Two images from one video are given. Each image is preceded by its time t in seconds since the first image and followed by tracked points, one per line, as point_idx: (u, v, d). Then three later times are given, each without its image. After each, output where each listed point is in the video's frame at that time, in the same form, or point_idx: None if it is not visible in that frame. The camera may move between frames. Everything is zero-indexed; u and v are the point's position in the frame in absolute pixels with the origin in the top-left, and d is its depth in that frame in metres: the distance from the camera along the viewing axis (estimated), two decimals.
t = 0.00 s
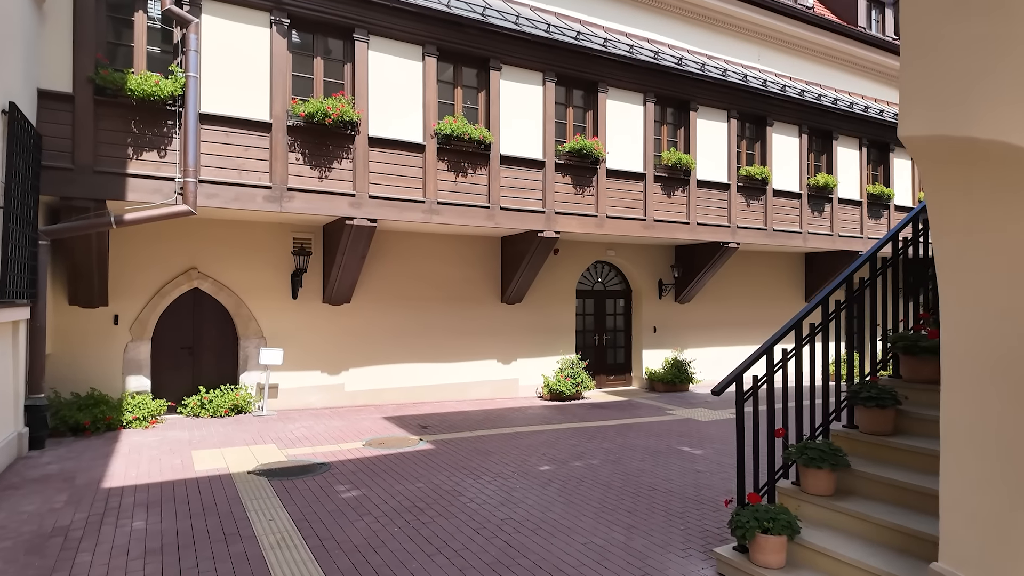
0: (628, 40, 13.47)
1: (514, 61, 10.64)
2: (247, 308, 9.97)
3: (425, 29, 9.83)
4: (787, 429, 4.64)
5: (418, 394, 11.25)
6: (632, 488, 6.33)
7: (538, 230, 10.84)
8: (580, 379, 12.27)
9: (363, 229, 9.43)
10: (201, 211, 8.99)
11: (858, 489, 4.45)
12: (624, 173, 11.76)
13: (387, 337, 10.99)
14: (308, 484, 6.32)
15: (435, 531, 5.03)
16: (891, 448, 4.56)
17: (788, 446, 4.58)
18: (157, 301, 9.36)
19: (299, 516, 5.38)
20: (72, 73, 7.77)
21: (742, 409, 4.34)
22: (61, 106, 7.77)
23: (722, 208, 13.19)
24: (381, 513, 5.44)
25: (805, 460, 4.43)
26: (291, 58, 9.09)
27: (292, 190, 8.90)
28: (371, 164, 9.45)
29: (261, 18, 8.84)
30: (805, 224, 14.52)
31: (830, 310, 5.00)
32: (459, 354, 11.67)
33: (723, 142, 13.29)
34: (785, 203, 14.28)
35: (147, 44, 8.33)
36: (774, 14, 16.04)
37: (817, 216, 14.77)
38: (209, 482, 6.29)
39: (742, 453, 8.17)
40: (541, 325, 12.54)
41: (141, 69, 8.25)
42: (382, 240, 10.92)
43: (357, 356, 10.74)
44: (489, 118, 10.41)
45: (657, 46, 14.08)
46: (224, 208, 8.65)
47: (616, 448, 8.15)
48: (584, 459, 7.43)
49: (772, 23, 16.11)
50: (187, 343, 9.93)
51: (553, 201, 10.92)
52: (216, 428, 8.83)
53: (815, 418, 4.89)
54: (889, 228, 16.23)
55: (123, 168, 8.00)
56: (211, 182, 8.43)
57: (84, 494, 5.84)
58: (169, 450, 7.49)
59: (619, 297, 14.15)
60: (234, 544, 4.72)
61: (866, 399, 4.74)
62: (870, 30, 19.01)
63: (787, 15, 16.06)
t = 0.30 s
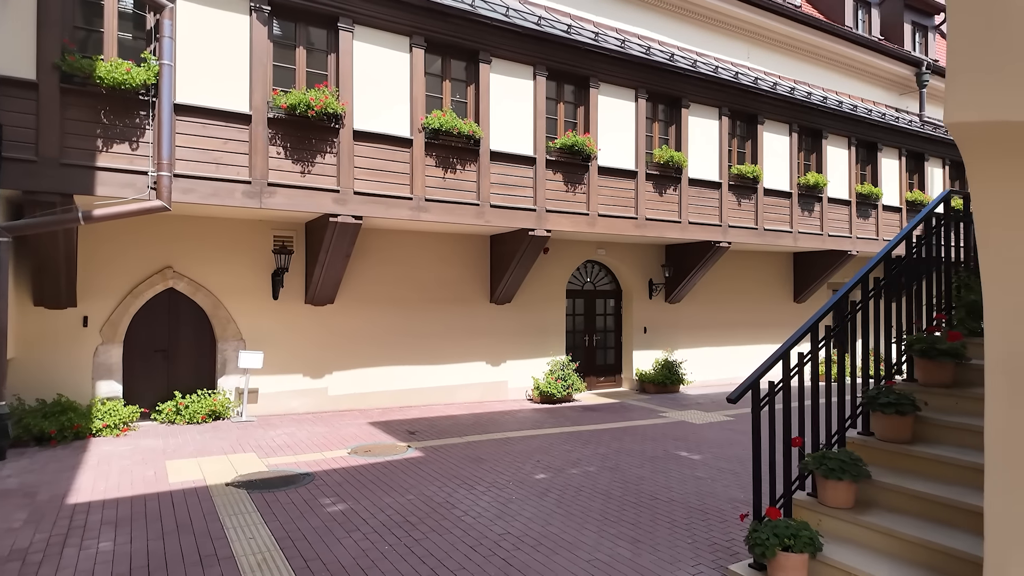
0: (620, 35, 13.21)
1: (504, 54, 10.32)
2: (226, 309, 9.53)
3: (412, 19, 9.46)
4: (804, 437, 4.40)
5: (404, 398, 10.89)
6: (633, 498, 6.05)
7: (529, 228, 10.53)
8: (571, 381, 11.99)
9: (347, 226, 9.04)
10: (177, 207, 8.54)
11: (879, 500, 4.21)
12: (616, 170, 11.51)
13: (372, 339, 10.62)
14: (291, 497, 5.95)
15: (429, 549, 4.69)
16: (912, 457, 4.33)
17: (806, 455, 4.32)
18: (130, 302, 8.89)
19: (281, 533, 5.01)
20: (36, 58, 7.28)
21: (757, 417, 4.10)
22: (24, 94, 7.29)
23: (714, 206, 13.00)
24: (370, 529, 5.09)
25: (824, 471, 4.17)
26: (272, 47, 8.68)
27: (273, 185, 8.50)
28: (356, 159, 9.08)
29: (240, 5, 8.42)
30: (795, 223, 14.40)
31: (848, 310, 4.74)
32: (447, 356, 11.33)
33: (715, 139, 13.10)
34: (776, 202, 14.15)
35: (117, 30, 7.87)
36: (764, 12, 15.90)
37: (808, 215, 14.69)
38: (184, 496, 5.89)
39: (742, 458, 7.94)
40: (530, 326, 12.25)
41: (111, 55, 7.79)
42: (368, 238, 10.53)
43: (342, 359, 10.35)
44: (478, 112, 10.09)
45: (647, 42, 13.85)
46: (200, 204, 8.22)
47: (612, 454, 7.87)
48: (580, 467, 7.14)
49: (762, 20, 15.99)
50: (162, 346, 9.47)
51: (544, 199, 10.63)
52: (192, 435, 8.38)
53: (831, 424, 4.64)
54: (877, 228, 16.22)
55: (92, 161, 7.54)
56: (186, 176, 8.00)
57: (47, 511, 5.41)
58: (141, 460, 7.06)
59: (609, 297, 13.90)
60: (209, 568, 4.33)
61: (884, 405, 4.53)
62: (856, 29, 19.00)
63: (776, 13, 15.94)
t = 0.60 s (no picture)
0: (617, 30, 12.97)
1: (501, 48, 10.03)
2: (212, 309, 9.16)
3: (407, 10, 9.14)
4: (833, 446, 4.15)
5: (398, 401, 10.56)
6: (643, 509, 5.78)
7: (527, 227, 10.24)
8: (568, 384, 11.73)
9: (340, 224, 8.71)
10: (160, 204, 8.17)
11: (911, 514, 3.96)
12: (615, 168, 11.26)
13: (364, 341, 10.28)
14: (282, 509, 5.62)
15: (434, 567, 4.38)
16: (946, 467, 4.08)
17: (835, 465, 4.07)
18: (111, 303, 8.50)
19: (273, 550, 4.67)
20: (9, 45, 6.88)
21: (787, 423, 3.87)
22: None
23: (712, 206, 12.80)
24: (368, 545, 4.77)
25: (856, 483, 3.91)
26: (261, 37, 8.32)
27: (262, 181, 8.14)
28: (349, 154, 8.75)
29: None
30: (793, 222, 14.25)
31: (876, 312, 4.48)
32: (441, 358, 11.01)
33: (713, 138, 12.90)
34: (774, 201, 13.99)
35: (98, 16, 7.48)
36: (761, 10, 15.75)
37: (805, 214, 14.55)
38: (168, 509, 5.53)
39: (748, 464, 7.72)
40: (526, 327, 11.96)
41: (91, 43, 7.40)
42: (360, 236, 10.20)
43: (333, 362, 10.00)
44: (474, 107, 9.79)
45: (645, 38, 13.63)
46: (186, 200, 7.85)
47: (616, 459, 7.61)
48: (585, 475, 6.87)
49: (759, 18, 15.83)
50: (145, 348, 9.07)
51: (542, 197, 10.35)
52: (176, 442, 8.01)
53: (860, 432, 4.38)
54: (873, 228, 16.14)
55: (71, 154, 7.15)
56: (171, 171, 7.62)
57: (19, 527, 5.04)
58: (123, 470, 6.68)
59: (605, 297, 13.64)
60: None
61: (914, 412, 4.26)
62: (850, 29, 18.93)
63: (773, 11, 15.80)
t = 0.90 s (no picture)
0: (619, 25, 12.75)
1: (503, 40, 9.77)
2: (203, 308, 8.82)
3: None
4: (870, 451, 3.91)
5: (395, 403, 10.27)
6: (659, 516, 5.54)
7: (528, 224, 9.98)
8: (569, 385, 11.48)
9: (337, 219, 8.40)
10: (149, 198, 7.83)
11: (951, 522, 3.75)
12: (617, 165, 11.03)
13: (360, 341, 9.98)
14: (280, 518, 5.32)
15: None
16: (990, 474, 3.83)
17: (872, 472, 3.85)
18: (97, 301, 8.14)
19: (273, 564, 4.37)
20: None
21: (825, 428, 3.63)
22: None
23: (714, 203, 12.61)
24: (374, 558, 4.48)
25: (897, 492, 3.67)
26: (255, 25, 8.00)
27: (256, 174, 7.82)
28: (346, 148, 8.45)
29: None
30: (794, 221, 14.12)
31: (911, 310, 4.25)
32: (440, 358, 10.73)
33: (715, 135, 12.72)
34: (775, 200, 13.84)
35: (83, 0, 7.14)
36: (761, 6, 15.60)
37: (806, 212, 14.43)
38: (159, 519, 5.21)
39: (759, 467, 7.52)
40: (526, 327, 11.70)
41: (76, 28, 7.06)
42: (357, 233, 9.89)
43: (329, 363, 9.69)
44: (475, 100, 9.52)
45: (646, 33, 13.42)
46: (176, 194, 7.52)
47: (624, 463, 7.37)
48: (595, 480, 6.62)
49: (759, 15, 15.67)
50: (133, 349, 8.72)
51: (544, 193, 10.09)
52: (166, 447, 7.67)
53: (895, 435, 4.14)
54: (872, 227, 16.05)
55: (55, 144, 6.80)
56: (161, 163, 7.29)
57: None
58: (110, 476, 6.35)
59: (605, 296, 13.40)
60: None
61: (953, 415, 4.01)
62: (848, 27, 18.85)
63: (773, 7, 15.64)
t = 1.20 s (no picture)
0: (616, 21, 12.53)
1: (501, 35, 9.51)
2: (189, 311, 8.47)
3: None
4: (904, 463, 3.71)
5: (389, 408, 9.97)
6: (671, 529, 5.31)
7: (526, 224, 9.73)
8: (566, 388, 11.25)
9: (330, 218, 8.10)
10: (133, 195, 7.48)
11: (991, 539, 3.55)
12: (616, 164, 10.82)
13: (352, 345, 9.67)
14: (274, 534, 5.02)
15: None
16: None
17: (908, 486, 3.64)
18: (78, 303, 7.77)
19: None
20: None
21: (860, 439, 3.45)
22: None
23: (712, 203, 12.44)
24: None
25: (936, 507, 3.46)
26: (244, 16, 7.67)
27: (246, 171, 7.50)
28: (340, 144, 8.15)
29: None
30: (790, 222, 14.01)
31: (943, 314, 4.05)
32: (434, 362, 10.45)
33: (713, 134, 12.56)
34: (772, 200, 13.71)
35: None
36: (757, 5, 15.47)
37: (802, 213, 14.34)
38: (143, 537, 4.89)
39: (767, 474, 7.33)
40: (522, 329, 11.45)
41: (54, 16, 6.69)
42: (349, 233, 9.59)
43: (320, 367, 9.37)
44: (472, 96, 9.25)
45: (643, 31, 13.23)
46: (162, 192, 7.18)
47: (629, 471, 7.15)
48: (602, 489, 6.38)
49: (755, 14, 15.55)
50: (116, 353, 8.36)
51: (542, 193, 9.85)
52: (151, 456, 7.33)
53: (927, 445, 3.94)
54: (867, 228, 16.00)
55: (32, 138, 6.43)
56: (146, 159, 6.95)
57: None
58: (91, 489, 6.01)
59: (601, 298, 13.17)
60: None
61: (989, 425, 3.78)
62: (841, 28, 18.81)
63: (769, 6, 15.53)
